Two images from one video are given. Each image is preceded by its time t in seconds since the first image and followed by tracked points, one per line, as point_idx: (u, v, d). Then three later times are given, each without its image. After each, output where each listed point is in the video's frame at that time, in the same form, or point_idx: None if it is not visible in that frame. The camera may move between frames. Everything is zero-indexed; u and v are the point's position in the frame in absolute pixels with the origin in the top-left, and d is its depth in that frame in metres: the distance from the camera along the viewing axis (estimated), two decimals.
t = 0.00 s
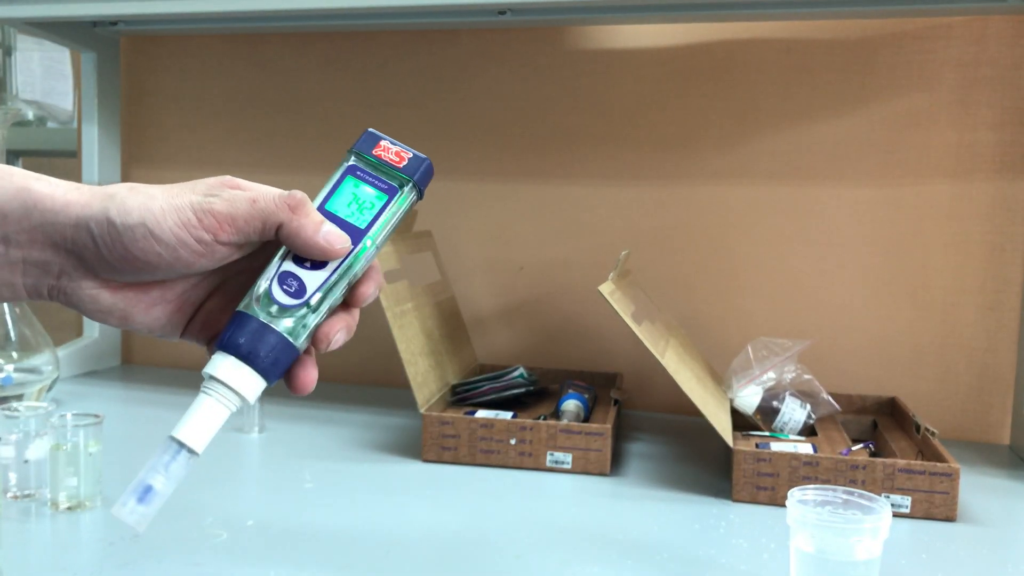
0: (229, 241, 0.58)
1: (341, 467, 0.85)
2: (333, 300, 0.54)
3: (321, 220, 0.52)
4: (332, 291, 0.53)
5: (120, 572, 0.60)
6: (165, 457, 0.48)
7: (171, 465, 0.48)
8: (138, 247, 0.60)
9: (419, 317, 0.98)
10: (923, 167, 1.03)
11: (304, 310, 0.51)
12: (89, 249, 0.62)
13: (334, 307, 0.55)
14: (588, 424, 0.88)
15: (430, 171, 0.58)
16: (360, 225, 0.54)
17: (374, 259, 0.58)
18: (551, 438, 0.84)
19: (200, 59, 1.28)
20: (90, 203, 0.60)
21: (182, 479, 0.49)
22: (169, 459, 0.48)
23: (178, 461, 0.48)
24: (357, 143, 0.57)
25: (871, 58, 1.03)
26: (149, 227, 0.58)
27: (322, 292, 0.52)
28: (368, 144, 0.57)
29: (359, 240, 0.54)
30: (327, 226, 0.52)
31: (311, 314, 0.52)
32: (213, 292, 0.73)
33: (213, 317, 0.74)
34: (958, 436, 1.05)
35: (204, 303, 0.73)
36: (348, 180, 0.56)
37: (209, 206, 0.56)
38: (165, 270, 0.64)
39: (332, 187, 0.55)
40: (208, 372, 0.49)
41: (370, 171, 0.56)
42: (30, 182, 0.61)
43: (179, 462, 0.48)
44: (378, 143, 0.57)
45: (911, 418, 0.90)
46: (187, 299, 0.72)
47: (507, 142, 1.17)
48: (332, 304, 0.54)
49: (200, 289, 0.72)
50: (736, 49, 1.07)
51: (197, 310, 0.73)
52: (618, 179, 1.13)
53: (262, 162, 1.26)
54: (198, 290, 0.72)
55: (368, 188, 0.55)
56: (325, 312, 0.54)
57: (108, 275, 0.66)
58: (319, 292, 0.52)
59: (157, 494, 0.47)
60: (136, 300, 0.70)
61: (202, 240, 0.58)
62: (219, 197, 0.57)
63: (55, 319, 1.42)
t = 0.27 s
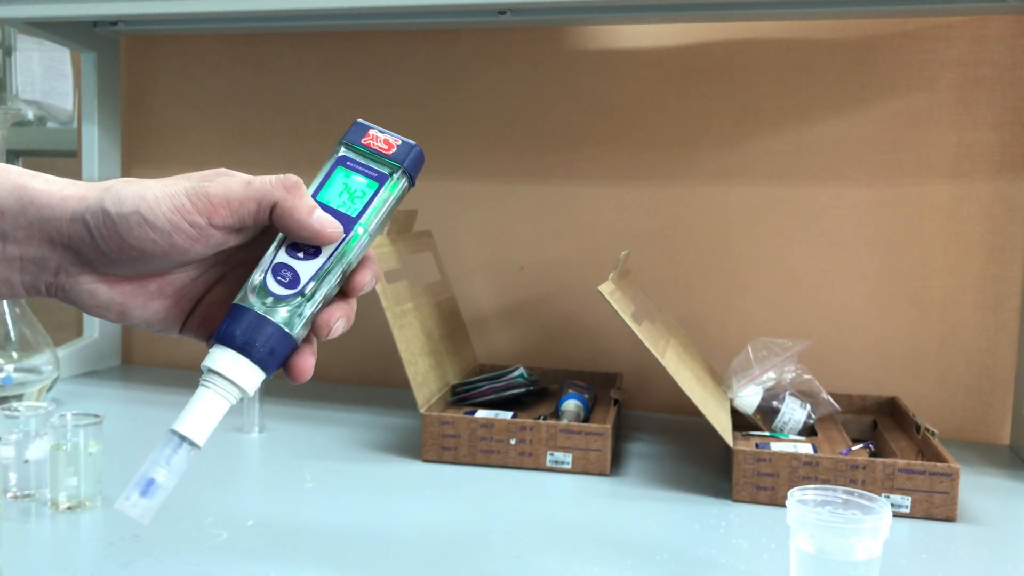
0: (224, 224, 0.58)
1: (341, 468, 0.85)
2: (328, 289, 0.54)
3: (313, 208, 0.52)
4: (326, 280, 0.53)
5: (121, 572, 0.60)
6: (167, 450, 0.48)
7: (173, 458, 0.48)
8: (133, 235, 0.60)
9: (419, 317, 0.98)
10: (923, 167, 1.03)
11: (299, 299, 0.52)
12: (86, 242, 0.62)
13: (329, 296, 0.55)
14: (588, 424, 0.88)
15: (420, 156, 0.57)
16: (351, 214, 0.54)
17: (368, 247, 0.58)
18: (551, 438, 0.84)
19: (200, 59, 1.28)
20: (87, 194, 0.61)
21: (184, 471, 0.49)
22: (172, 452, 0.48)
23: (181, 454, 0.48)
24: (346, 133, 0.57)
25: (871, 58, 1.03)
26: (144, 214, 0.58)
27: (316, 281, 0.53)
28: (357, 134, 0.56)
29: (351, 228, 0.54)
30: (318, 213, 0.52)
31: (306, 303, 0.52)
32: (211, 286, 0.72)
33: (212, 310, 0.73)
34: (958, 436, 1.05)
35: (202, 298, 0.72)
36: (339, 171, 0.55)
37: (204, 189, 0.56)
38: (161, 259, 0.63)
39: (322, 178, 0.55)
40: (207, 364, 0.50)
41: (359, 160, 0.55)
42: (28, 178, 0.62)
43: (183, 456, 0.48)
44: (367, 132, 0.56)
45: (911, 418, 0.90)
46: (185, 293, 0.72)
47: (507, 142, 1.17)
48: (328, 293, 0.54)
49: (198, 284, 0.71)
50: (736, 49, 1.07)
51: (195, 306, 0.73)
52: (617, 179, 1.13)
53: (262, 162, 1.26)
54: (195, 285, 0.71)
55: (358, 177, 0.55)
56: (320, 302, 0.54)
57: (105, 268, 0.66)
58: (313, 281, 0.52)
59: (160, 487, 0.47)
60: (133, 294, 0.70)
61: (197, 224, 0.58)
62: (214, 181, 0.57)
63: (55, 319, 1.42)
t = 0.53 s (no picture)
0: (225, 217, 0.58)
1: (341, 468, 0.85)
2: (332, 285, 0.54)
3: (314, 202, 0.52)
4: (330, 276, 0.53)
5: (121, 572, 0.60)
6: (177, 453, 0.48)
7: (184, 460, 0.48)
8: (135, 230, 0.60)
9: (419, 317, 0.98)
10: (923, 167, 1.03)
11: (304, 297, 0.51)
12: (87, 239, 0.62)
13: (333, 293, 0.55)
14: (588, 424, 0.88)
15: (421, 149, 0.57)
16: (353, 209, 0.54)
17: (371, 241, 0.57)
18: (551, 438, 0.84)
19: (200, 59, 1.28)
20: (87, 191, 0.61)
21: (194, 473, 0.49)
22: (183, 454, 0.48)
23: (192, 456, 0.48)
24: (346, 127, 0.57)
25: (870, 58, 1.03)
26: (145, 208, 0.58)
27: (320, 278, 0.52)
28: (356, 127, 0.56)
29: (353, 223, 0.54)
30: (320, 209, 0.52)
31: (311, 300, 0.52)
32: (214, 283, 0.72)
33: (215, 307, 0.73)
34: (958, 436, 1.05)
35: (206, 294, 0.72)
36: (340, 166, 0.55)
37: (205, 181, 0.56)
38: (163, 255, 0.63)
39: (323, 174, 0.55)
40: (214, 364, 0.49)
41: (360, 154, 0.55)
42: (28, 177, 0.62)
43: (193, 457, 0.48)
44: (367, 126, 0.57)
45: (911, 418, 0.90)
46: (189, 290, 0.72)
47: (507, 142, 1.17)
48: (332, 289, 0.54)
49: (202, 280, 0.71)
50: (735, 49, 1.07)
51: (198, 303, 0.73)
52: (617, 179, 1.13)
53: (262, 162, 1.26)
54: (198, 283, 0.71)
55: (359, 171, 0.55)
56: (325, 298, 0.53)
57: (106, 266, 0.66)
58: (317, 277, 0.52)
59: (171, 489, 0.47)
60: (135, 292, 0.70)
61: (197, 217, 0.58)
62: (215, 173, 0.57)
63: (55, 319, 1.42)
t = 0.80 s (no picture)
0: (235, 238, 0.58)
1: (341, 468, 0.85)
2: (343, 301, 0.54)
3: (326, 221, 0.52)
4: (341, 293, 0.53)
5: (120, 572, 0.60)
6: (187, 468, 0.49)
7: (194, 476, 0.49)
8: (146, 246, 0.60)
9: (419, 317, 0.98)
10: (923, 167, 1.03)
11: (315, 314, 0.52)
12: (97, 251, 0.62)
13: (344, 307, 0.55)
14: (587, 424, 0.88)
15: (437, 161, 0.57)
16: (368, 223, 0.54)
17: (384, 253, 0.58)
18: (551, 438, 0.84)
19: (200, 59, 1.28)
20: (97, 204, 0.60)
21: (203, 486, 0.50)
22: (194, 470, 0.49)
23: (202, 471, 0.49)
24: (362, 135, 0.56)
25: (871, 58, 1.03)
26: (156, 226, 0.58)
27: (331, 295, 0.53)
28: (372, 135, 0.56)
29: (367, 239, 0.54)
30: (333, 228, 0.52)
31: (322, 317, 0.52)
32: (225, 289, 0.73)
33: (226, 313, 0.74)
34: (959, 435, 1.05)
35: (216, 301, 0.74)
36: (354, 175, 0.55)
37: (215, 203, 0.56)
38: (173, 269, 0.64)
39: (338, 183, 0.55)
40: (226, 382, 0.50)
41: (375, 165, 0.55)
42: (37, 185, 0.61)
43: (203, 472, 0.49)
44: (383, 134, 0.56)
45: (911, 418, 0.90)
46: (199, 297, 0.73)
47: (508, 142, 1.17)
48: (343, 304, 0.54)
49: (211, 287, 0.72)
50: (736, 49, 1.07)
51: (209, 308, 0.74)
52: (618, 179, 1.13)
53: (262, 162, 1.26)
54: (209, 289, 0.72)
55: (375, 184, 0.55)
56: (336, 314, 0.54)
57: (117, 276, 0.66)
58: (328, 295, 0.52)
59: (182, 504, 0.49)
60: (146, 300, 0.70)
61: (208, 238, 0.58)
62: (224, 193, 0.56)
63: (55, 319, 1.42)
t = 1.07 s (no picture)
0: (243, 246, 0.57)
1: (340, 468, 0.85)
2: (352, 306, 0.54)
3: (334, 226, 0.50)
4: (350, 299, 0.53)
5: (120, 572, 0.60)
6: (191, 473, 0.51)
7: (198, 481, 0.51)
8: (154, 251, 0.60)
9: (419, 317, 0.98)
10: (923, 167, 1.03)
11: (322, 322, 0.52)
12: (108, 253, 0.62)
13: (355, 309, 0.55)
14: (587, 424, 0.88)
15: (456, 159, 0.54)
16: (380, 227, 0.52)
17: (398, 253, 0.56)
18: (551, 438, 0.84)
19: (200, 59, 1.28)
20: (106, 205, 0.60)
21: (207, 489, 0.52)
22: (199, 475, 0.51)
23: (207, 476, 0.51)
24: (378, 129, 0.53)
25: (871, 58, 1.03)
26: (165, 231, 0.57)
27: (339, 302, 0.52)
28: (389, 131, 0.53)
29: (378, 244, 0.52)
30: (341, 235, 0.50)
31: (329, 324, 0.52)
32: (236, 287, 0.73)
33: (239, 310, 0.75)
34: (959, 435, 1.05)
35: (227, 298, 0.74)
36: (368, 174, 0.52)
37: (221, 211, 0.55)
38: (182, 273, 0.63)
39: (351, 182, 0.52)
40: (231, 391, 0.51)
41: (390, 164, 0.52)
42: (48, 184, 0.61)
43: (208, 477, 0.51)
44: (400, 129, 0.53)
45: (911, 418, 0.90)
46: (210, 295, 0.73)
47: (507, 142, 1.17)
48: (353, 308, 0.54)
49: (222, 286, 0.73)
50: (736, 49, 1.07)
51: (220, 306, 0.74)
52: (618, 179, 1.13)
53: (262, 162, 1.26)
54: (220, 286, 0.73)
55: (388, 184, 0.52)
56: (345, 319, 0.54)
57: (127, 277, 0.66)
58: (336, 302, 0.52)
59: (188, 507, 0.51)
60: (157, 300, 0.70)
61: (214, 246, 0.57)
62: (231, 200, 0.55)
63: (55, 319, 1.42)
